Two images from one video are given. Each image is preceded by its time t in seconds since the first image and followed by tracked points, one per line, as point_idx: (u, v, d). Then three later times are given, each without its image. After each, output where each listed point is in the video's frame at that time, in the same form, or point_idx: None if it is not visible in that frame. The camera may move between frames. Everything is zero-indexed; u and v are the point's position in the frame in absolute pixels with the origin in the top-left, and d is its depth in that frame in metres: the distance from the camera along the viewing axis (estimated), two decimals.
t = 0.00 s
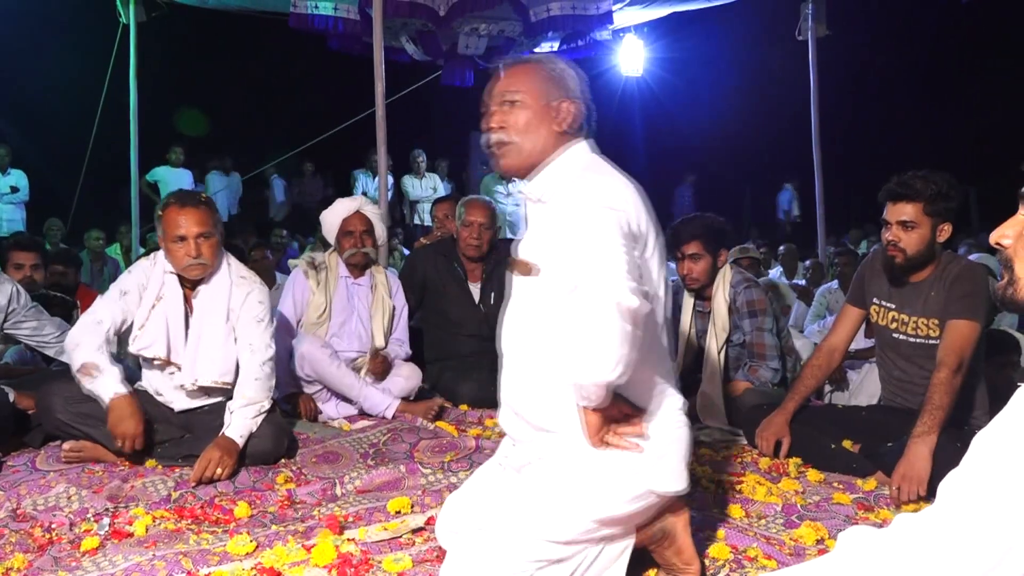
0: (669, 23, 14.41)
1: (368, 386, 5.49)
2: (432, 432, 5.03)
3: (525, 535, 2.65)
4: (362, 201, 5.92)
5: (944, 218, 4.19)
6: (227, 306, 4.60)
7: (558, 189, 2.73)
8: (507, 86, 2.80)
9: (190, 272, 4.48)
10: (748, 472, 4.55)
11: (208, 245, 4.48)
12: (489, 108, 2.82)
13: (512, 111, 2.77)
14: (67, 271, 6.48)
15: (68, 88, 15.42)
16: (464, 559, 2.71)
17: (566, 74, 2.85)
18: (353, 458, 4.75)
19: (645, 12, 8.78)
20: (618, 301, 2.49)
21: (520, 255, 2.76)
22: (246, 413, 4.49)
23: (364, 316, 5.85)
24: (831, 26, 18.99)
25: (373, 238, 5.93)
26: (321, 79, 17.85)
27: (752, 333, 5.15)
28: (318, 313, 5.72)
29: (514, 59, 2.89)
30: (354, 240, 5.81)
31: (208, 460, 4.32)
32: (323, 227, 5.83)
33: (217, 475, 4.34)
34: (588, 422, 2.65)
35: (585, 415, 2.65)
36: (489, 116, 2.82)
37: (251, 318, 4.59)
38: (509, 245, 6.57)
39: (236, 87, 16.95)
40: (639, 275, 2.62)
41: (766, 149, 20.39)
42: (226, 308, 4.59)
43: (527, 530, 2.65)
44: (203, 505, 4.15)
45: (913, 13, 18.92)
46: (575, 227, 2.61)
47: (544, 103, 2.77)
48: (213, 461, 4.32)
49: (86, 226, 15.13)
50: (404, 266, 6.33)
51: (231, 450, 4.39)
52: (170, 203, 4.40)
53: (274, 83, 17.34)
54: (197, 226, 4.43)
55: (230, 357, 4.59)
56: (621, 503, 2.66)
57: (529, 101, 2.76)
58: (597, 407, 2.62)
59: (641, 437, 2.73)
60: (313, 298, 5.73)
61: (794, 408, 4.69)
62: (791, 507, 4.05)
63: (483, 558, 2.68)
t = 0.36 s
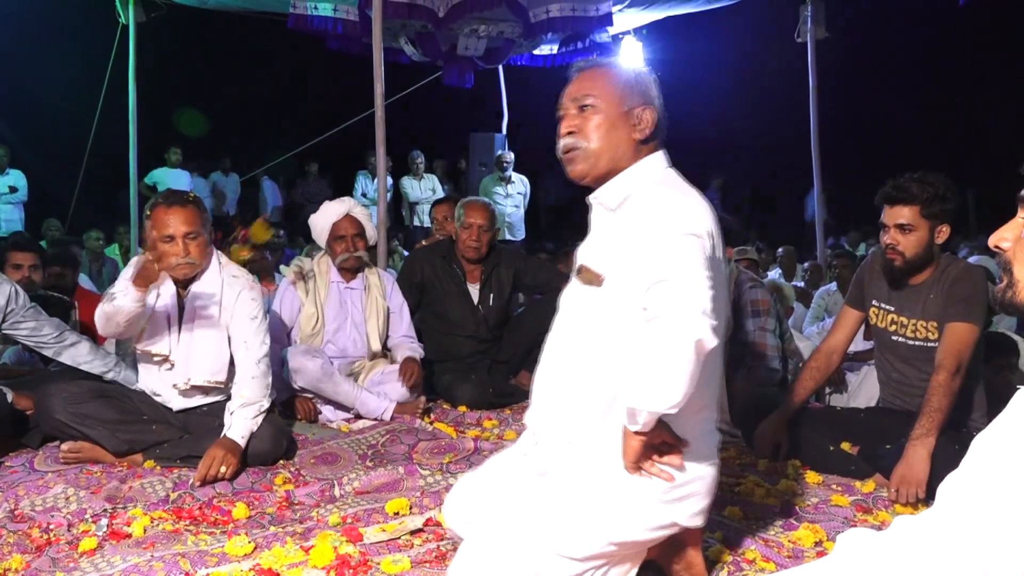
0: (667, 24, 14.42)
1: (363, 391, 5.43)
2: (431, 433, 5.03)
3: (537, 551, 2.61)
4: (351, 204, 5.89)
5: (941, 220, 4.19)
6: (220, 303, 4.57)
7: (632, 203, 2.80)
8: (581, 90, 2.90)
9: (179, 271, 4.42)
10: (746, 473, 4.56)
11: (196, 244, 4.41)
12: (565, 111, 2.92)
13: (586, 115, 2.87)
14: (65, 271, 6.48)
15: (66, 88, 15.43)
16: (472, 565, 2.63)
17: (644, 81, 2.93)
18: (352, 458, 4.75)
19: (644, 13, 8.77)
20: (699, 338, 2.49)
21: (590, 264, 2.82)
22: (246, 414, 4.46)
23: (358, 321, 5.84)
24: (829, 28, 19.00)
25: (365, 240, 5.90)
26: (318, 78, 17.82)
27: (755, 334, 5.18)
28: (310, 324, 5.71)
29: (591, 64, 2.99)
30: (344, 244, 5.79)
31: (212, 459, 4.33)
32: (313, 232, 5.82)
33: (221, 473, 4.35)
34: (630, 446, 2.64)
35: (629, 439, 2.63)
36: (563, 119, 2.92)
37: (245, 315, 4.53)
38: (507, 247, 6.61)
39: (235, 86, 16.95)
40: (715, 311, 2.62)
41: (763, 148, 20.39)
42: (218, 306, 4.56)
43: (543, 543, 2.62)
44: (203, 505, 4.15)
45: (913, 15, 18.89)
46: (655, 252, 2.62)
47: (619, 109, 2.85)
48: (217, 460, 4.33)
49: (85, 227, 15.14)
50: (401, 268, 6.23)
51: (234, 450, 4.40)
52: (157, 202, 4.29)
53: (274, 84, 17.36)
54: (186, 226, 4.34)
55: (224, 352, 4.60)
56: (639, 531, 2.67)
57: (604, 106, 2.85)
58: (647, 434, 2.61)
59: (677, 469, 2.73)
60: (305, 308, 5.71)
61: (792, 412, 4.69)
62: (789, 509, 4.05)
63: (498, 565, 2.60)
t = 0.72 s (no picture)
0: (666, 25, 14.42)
1: (362, 392, 5.43)
2: (429, 434, 5.02)
3: (537, 552, 2.60)
4: (348, 206, 5.87)
5: (939, 221, 4.19)
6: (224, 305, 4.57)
7: (640, 201, 2.80)
8: (593, 86, 2.91)
9: (188, 272, 4.48)
10: (744, 474, 4.56)
11: (208, 246, 4.49)
12: (577, 108, 2.94)
13: (598, 112, 2.89)
14: (63, 271, 6.47)
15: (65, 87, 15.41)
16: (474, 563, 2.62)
17: (658, 75, 2.92)
18: (350, 458, 4.74)
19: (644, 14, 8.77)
20: (687, 347, 2.45)
21: (594, 263, 2.83)
22: (250, 406, 4.48)
23: (355, 323, 5.84)
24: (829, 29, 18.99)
25: (362, 243, 5.90)
26: (318, 79, 17.82)
27: (755, 334, 5.20)
28: (307, 327, 5.72)
29: (606, 59, 2.99)
30: (342, 247, 5.78)
31: (209, 448, 4.29)
32: (310, 234, 5.80)
33: (220, 461, 4.30)
34: (628, 452, 2.62)
35: (626, 445, 2.62)
36: (576, 115, 2.94)
37: (250, 315, 4.59)
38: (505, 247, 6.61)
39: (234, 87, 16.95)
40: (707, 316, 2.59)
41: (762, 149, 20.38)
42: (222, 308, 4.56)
43: (543, 546, 2.60)
44: (202, 505, 4.15)
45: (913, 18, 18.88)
46: (650, 255, 2.58)
47: (631, 106, 2.86)
48: (214, 449, 4.29)
49: (84, 226, 15.13)
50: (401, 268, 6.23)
51: (236, 440, 4.36)
52: (172, 202, 4.42)
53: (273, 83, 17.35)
54: (198, 227, 4.44)
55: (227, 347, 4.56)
56: (640, 537, 2.68)
57: (615, 103, 2.86)
58: (642, 440, 2.59)
59: (676, 475, 2.73)
60: (302, 312, 5.73)
61: (791, 413, 4.63)
62: (787, 509, 4.05)
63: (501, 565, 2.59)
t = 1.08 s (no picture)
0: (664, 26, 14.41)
1: (362, 392, 5.42)
2: (427, 433, 5.02)
3: (537, 550, 2.59)
4: (349, 208, 5.87)
5: (935, 223, 4.20)
6: (212, 307, 4.59)
7: (634, 204, 2.80)
8: (589, 91, 2.91)
9: (163, 286, 4.52)
10: (742, 474, 4.56)
11: (181, 261, 4.48)
12: (574, 113, 2.95)
13: (594, 117, 2.89)
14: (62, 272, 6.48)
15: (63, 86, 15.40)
16: (469, 564, 2.61)
17: (652, 78, 2.92)
18: (348, 458, 4.75)
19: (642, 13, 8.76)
20: (669, 342, 2.47)
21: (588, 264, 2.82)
22: (242, 415, 4.42)
23: (354, 324, 5.84)
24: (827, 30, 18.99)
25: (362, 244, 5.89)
26: (317, 78, 17.80)
27: (752, 333, 5.20)
28: (306, 328, 5.74)
29: (602, 63, 2.99)
30: (342, 249, 5.78)
31: (213, 458, 4.29)
32: (310, 233, 5.79)
33: (225, 470, 4.29)
34: (617, 447, 2.63)
35: (615, 439, 2.63)
36: (573, 120, 2.94)
37: (237, 317, 4.55)
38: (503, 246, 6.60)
39: (233, 86, 16.94)
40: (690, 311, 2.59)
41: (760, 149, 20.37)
42: (210, 311, 4.58)
43: (542, 544, 2.60)
44: (199, 505, 4.15)
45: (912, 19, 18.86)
46: (636, 251, 2.59)
47: (627, 110, 2.86)
48: (218, 458, 4.29)
49: (81, 225, 15.12)
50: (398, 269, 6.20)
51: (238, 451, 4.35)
52: (143, 219, 4.38)
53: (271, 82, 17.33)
54: (171, 243, 4.41)
55: (219, 358, 4.60)
56: (635, 534, 2.67)
57: (612, 108, 2.86)
58: (630, 434, 2.60)
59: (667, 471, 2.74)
60: (301, 313, 5.74)
61: (788, 412, 4.61)
62: (785, 510, 4.05)
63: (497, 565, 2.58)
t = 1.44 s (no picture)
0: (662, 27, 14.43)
1: (360, 391, 5.41)
2: (424, 433, 5.02)
3: (534, 549, 2.61)
4: (351, 209, 5.88)
5: (933, 221, 4.21)
6: (202, 307, 4.56)
7: (629, 204, 2.80)
8: (580, 92, 2.91)
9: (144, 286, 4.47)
10: (738, 474, 4.56)
11: (162, 263, 4.41)
12: (565, 113, 2.94)
13: (586, 117, 2.89)
14: (59, 272, 6.47)
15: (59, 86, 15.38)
16: (465, 563, 2.65)
17: (642, 78, 2.92)
18: (345, 458, 4.75)
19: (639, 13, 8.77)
20: (673, 345, 2.46)
21: (584, 264, 2.82)
22: (237, 418, 4.35)
23: (352, 323, 5.82)
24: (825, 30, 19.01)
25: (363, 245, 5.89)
26: (315, 79, 17.81)
27: (750, 333, 5.19)
28: (305, 327, 5.72)
29: (593, 64, 2.99)
30: (343, 249, 5.77)
31: (216, 467, 4.24)
32: (312, 232, 5.79)
33: (230, 479, 4.26)
34: (615, 447, 2.63)
35: (614, 440, 2.62)
36: (564, 121, 2.94)
37: (227, 317, 4.52)
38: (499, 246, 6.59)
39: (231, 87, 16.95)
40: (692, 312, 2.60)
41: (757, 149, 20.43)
42: (201, 311, 4.55)
43: (537, 543, 2.61)
44: (196, 505, 4.14)
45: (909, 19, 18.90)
46: (639, 253, 2.59)
47: (618, 110, 2.86)
48: (222, 467, 4.24)
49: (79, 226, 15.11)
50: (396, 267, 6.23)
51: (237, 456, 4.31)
52: (126, 218, 4.34)
53: (269, 82, 17.33)
54: (153, 243, 4.36)
55: (210, 362, 4.58)
56: (630, 533, 2.68)
57: (603, 108, 2.86)
58: (630, 434, 2.59)
59: (664, 471, 2.74)
60: (300, 312, 5.72)
61: (784, 412, 4.62)
62: (782, 509, 4.05)
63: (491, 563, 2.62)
